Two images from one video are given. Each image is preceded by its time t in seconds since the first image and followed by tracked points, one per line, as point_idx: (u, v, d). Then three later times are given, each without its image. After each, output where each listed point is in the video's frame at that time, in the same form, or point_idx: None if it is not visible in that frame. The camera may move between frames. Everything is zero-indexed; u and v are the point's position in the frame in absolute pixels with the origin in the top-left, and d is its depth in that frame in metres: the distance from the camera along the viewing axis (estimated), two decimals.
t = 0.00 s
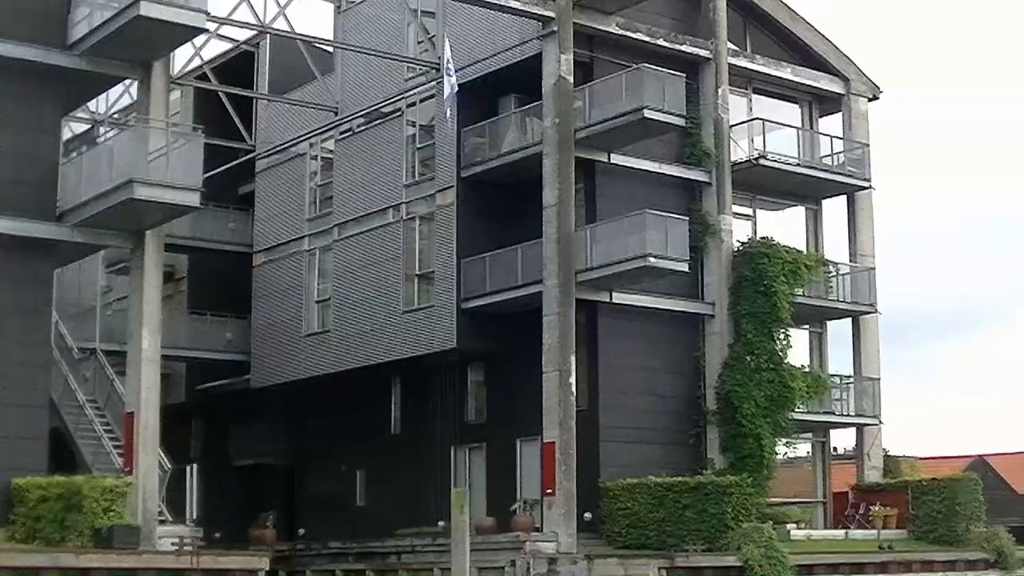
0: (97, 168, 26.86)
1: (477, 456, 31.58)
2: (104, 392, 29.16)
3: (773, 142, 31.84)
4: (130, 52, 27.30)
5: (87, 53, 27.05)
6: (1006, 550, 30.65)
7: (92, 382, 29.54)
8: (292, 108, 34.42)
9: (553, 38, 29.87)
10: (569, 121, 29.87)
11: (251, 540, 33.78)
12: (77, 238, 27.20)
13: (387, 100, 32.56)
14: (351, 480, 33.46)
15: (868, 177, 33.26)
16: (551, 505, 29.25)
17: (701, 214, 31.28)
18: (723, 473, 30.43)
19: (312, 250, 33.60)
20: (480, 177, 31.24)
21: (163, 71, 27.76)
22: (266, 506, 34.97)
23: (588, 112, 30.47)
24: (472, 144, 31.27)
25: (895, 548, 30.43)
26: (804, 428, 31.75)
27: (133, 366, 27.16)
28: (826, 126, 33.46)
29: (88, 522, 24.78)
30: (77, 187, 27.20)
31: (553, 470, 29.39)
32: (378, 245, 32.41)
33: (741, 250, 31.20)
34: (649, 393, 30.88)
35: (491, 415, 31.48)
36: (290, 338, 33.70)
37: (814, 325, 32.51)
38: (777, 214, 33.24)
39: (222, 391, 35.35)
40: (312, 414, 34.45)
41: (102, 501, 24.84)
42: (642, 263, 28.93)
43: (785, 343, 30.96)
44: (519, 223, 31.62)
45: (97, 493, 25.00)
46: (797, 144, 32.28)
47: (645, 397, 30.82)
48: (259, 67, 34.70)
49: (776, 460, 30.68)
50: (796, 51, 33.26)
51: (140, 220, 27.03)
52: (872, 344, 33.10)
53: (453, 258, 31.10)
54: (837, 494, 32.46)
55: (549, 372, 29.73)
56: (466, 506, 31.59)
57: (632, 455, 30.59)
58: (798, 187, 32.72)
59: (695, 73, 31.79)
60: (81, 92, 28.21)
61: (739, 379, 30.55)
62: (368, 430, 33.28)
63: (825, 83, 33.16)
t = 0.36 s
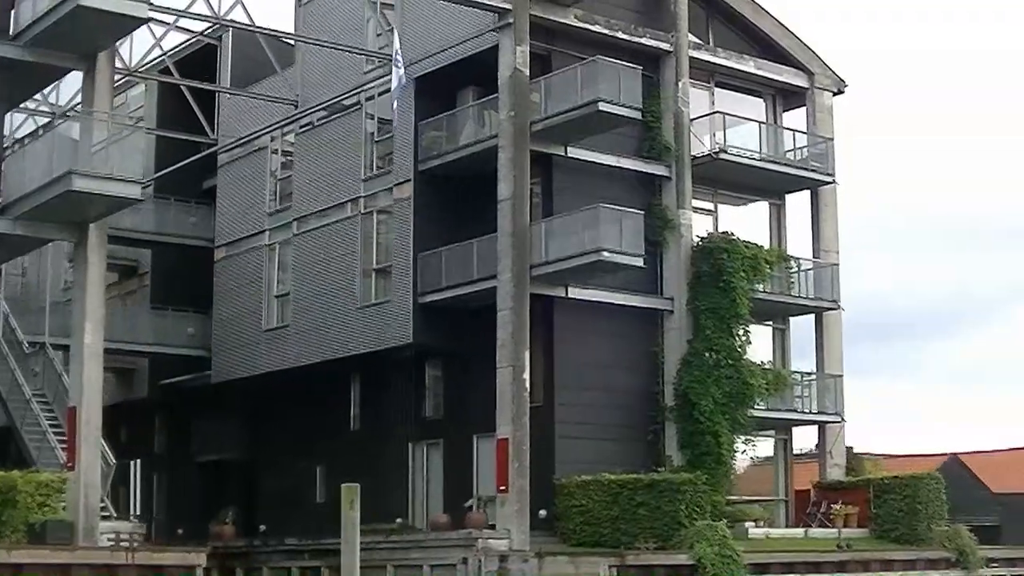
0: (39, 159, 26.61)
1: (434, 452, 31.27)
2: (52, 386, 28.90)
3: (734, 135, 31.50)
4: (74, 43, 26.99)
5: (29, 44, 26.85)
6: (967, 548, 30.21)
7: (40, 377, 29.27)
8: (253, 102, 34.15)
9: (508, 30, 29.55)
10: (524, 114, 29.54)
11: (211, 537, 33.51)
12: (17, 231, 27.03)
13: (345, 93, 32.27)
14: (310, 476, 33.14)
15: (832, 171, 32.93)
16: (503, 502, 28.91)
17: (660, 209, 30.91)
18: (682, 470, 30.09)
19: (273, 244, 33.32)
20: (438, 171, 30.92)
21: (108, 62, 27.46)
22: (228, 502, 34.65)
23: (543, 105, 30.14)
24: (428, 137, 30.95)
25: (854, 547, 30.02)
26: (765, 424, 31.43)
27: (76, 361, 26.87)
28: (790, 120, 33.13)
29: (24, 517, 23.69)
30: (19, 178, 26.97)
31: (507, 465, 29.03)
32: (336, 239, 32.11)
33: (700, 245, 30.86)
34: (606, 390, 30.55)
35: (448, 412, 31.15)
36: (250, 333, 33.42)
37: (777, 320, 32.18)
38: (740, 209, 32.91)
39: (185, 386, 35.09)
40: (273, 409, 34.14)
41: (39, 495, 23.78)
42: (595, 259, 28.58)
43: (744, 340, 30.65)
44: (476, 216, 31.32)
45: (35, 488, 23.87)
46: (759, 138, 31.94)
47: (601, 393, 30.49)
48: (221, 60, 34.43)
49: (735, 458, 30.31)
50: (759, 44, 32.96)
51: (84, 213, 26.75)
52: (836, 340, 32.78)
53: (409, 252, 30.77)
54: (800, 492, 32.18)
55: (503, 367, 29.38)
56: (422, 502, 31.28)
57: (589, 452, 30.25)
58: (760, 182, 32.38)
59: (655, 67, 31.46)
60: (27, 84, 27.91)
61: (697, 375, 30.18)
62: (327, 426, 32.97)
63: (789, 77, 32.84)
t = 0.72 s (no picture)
0: None
1: (391, 435, 30.98)
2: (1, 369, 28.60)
3: (695, 116, 31.14)
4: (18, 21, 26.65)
5: None
6: (928, 535, 30.08)
7: None
8: (214, 81, 33.82)
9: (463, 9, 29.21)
10: (478, 93, 29.19)
11: (171, 519, 33.23)
12: None
13: (304, 73, 31.96)
14: (270, 458, 32.92)
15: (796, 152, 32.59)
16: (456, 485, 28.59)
17: (619, 189, 30.63)
18: (638, 454, 29.76)
19: (233, 226, 33.06)
20: (394, 150, 30.59)
21: (54, 40, 27.11)
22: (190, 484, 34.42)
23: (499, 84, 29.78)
24: (385, 117, 30.61)
25: (811, 532, 29.69)
26: (725, 409, 31.10)
27: (19, 342, 26.52)
28: (754, 101, 32.79)
29: None
30: None
31: (459, 448, 28.76)
32: (294, 220, 31.82)
33: (660, 226, 30.55)
34: (563, 373, 30.21)
35: (405, 394, 30.85)
36: (211, 315, 33.16)
37: (739, 303, 31.83)
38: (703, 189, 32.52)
39: (147, 369, 34.88)
40: (233, 392, 33.91)
41: None
42: (547, 239, 28.21)
43: (703, 322, 30.37)
44: (434, 198, 31.03)
45: None
46: (721, 118, 31.58)
47: (558, 376, 30.15)
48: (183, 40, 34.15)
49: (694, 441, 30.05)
50: (724, 24, 32.63)
51: (27, 193, 26.39)
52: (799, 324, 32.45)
53: (365, 233, 30.44)
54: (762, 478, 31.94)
55: (457, 349, 29.05)
56: (379, 484, 30.98)
57: (545, 436, 29.90)
58: (723, 163, 32.04)
59: (615, 46, 31.10)
60: None
61: (655, 357, 29.86)
62: (285, 409, 32.70)
63: (753, 57, 32.49)
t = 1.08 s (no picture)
0: None
1: (349, 409, 30.67)
2: None
3: (654, 83, 30.80)
4: None
5: None
6: (891, 506, 29.86)
7: None
8: (173, 52, 33.50)
9: None
10: (431, 62, 28.83)
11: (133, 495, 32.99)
12: None
13: (260, 43, 31.65)
14: (232, 433, 32.62)
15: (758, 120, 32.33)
16: (409, 458, 28.23)
17: (577, 157, 30.27)
18: (596, 427, 29.41)
19: (192, 198, 32.78)
20: (350, 121, 30.23)
21: None
22: (152, 459, 34.13)
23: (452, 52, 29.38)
24: (341, 87, 30.26)
25: (771, 504, 29.42)
26: (686, 378, 31.03)
27: None
28: (716, 68, 32.52)
29: None
30: None
31: (412, 419, 28.43)
32: (251, 191, 31.50)
33: (618, 195, 30.27)
34: (521, 344, 29.88)
35: (363, 366, 30.51)
36: (171, 288, 32.87)
37: (701, 272, 31.78)
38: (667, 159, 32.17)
39: (111, 344, 34.65)
40: (196, 366, 33.64)
41: None
42: (499, 209, 27.82)
43: (662, 292, 30.01)
44: (391, 169, 30.71)
45: None
46: (680, 85, 31.20)
47: (516, 347, 29.80)
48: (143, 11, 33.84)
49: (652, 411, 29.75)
50: None
51: None
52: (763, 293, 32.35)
53: (321, 204, 30.08)
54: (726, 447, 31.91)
55: (410, 320, 28.70)
56: (337, 458, 30.68)
57: (500, 407, 29.53)
58: (685, 131, 31.75)
59: (573, 14, 30.76)
60: None
61: (612, 329, 29.60)
62: (246, 383, 32.39)
63: (714, 24, 32.21)
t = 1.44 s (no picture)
0: None
1: (306, 388, 30.39)
2: None
3: (612, 60, 30.63)
4: None
5: None
6: (852, 487, 29.52)
7: None
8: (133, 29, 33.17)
9: None
10: (384, 37, 28.36)
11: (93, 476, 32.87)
12: None
13: (217, 19, 31.34)
14: (191, 412, 32.42)
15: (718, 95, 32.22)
16: (361, 438, 27.65)
17: (533, 134, 30.03)
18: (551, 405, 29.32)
19: (150, 176, 32.52)
20: (304, 98, 29.83)
21: None
22: (114, 440, 34.04)
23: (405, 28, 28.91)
24: (296, 63, 29.86)
25: (727, 484, 29.10)
26: (644, 359, 31.06)
27: None
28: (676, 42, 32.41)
29: None
30: None
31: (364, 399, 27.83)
32: (207, 169, 31.16)
33: (574, 172, 30.17)
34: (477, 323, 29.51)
35: (319, 346, 30.22)
36: (130, 268, 32.59)
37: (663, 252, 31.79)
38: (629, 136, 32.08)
39: (74, 323, 34.46)
40: (158, 345, 33.44)
41: None
42: (450, 185, 27.36)
43: (618, 270, 30.02)
44: (347, 146, 30.40)
45: None
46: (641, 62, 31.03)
47: (473, 326, 29.40)
48: None
49: (609, 389, 29.70)
50: None
51: None
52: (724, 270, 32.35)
53: (276, 181, 29.69)
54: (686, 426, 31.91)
55: (363, 299, 28.06)
56: (293, 437, 30.43)
57: (452, 387, 29.00)
58: (645, 107, 31.66)
59: None
60: None
61: (566, 307, 29.57)
62: (203, 363, 32.15)
63: None
